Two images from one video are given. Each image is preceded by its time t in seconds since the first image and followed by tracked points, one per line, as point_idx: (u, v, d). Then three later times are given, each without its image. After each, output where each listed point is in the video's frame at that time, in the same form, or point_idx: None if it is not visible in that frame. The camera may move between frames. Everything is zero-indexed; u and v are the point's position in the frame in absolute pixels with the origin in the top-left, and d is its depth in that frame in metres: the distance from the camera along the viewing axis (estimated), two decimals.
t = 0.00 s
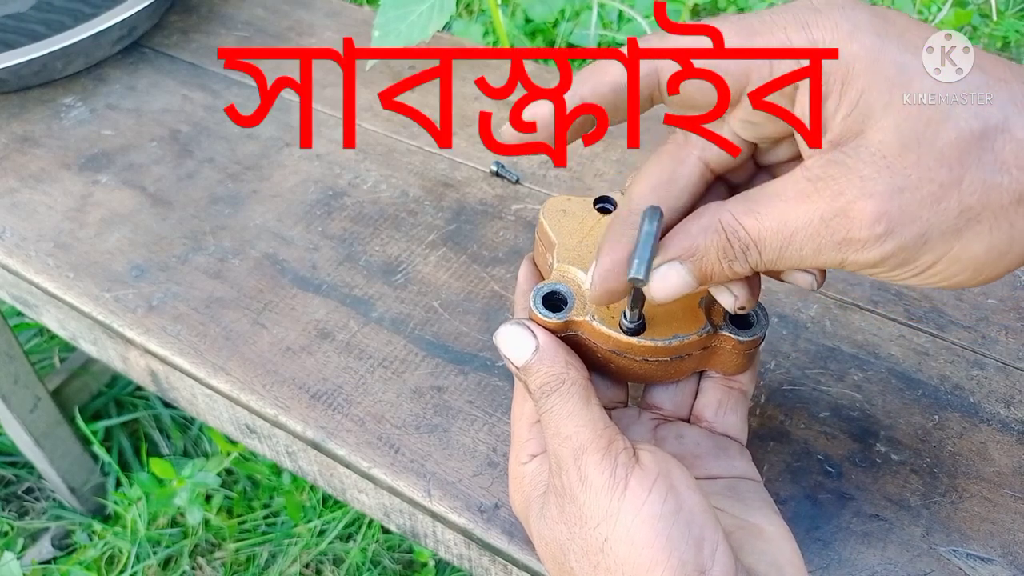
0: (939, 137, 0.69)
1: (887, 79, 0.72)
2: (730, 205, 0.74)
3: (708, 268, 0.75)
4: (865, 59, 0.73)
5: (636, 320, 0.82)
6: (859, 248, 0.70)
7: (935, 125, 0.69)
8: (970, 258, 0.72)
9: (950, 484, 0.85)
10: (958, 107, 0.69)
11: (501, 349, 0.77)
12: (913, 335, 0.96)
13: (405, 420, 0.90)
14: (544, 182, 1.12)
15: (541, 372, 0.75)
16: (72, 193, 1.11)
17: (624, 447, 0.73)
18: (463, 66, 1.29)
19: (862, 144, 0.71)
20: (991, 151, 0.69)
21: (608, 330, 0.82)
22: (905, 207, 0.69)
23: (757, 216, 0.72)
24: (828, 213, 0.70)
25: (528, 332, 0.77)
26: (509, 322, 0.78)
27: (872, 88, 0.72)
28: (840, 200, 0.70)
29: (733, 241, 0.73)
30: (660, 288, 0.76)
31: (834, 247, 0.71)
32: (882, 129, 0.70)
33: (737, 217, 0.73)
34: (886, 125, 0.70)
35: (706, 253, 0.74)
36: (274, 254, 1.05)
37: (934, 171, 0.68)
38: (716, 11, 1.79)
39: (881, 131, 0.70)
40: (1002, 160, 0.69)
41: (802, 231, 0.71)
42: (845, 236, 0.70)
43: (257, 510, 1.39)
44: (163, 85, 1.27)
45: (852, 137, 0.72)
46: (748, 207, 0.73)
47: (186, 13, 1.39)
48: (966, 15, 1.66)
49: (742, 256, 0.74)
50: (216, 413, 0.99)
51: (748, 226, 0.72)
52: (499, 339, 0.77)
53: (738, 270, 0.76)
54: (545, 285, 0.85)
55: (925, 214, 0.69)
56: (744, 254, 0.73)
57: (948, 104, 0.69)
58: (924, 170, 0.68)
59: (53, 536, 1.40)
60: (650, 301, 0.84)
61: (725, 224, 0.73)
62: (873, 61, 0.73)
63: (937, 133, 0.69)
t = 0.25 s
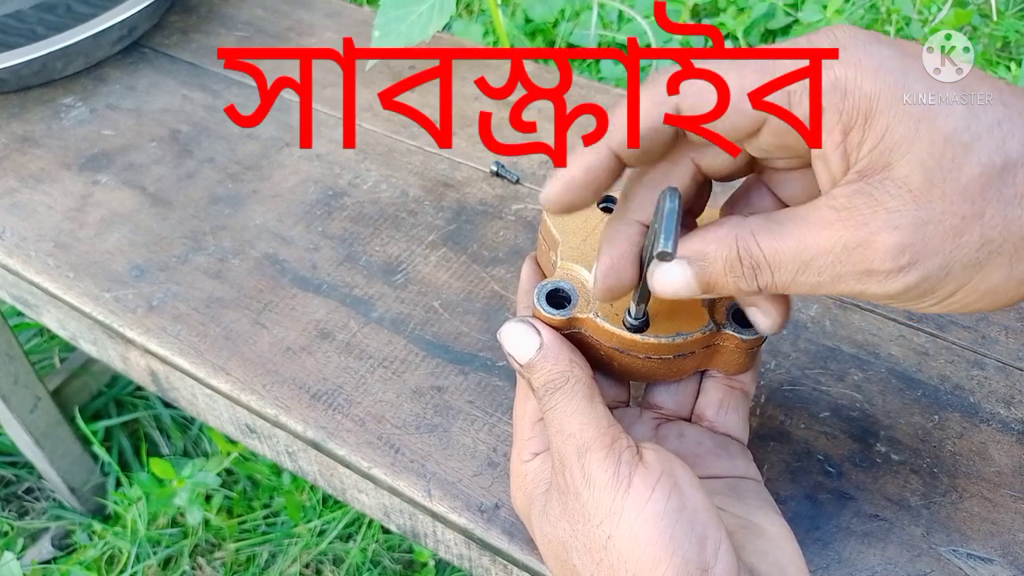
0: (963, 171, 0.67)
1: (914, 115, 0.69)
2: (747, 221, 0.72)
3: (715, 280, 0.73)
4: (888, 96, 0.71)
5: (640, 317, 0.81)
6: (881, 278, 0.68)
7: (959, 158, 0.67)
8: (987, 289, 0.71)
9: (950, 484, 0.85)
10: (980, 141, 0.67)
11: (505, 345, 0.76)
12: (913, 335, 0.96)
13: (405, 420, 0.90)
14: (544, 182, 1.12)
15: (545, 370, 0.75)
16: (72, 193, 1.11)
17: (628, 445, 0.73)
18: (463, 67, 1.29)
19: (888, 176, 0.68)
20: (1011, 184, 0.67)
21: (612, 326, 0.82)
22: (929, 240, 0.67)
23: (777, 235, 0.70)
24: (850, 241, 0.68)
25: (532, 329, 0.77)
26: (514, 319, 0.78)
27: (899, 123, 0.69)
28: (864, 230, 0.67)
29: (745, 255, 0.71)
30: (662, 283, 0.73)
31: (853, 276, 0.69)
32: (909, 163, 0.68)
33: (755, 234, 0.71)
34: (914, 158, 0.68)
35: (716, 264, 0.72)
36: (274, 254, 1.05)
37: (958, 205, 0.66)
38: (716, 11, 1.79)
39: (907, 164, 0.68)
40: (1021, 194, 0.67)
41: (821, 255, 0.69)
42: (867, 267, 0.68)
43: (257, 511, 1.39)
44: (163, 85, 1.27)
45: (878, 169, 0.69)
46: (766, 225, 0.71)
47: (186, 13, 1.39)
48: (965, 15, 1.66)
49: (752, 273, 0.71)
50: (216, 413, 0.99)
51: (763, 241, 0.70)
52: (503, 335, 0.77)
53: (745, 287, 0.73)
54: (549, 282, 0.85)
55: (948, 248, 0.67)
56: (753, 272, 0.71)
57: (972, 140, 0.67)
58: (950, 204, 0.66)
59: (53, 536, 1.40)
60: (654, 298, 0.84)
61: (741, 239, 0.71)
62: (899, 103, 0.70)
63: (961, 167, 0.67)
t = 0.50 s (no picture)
0: (952, 177, 0.68)
1: (907, 119, 0.70)
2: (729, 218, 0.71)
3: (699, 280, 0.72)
4: (889, 100, 0.71)
5: (636, 319, 0.81)
6: (857, 276, 0.70)
7: (949, 164, 0.68)
8: (960, 296, 0.74)
9: (950, 484, 0.85)
10: (976, 149, 0.68)
11: (500, 348, 0.76)
12: (913, 334, 0.96)
13: (405, 420, 0.90)
14: (544, 182, 1.12)
15: (541, 371, 0.75)
16: (72, 193, 1.11)
17: (625, 445, 0.73)
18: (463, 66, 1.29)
19: (872, 177, 0.70)
20: (1002, 196, 0.68)
21: (607, 328, 0.82)
22: (907, 242, 0.69)
23: (759, 233, 0.70)
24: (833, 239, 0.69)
25: (528, 331, 0.77)
26: (508, 322, 0.78)
27: (894, 126, 0.70)
28: (845, 228, 0.68)
29: (732, 254, 0.70)
30: (650, 292, 0.73)
31: (833, 273, 0.70)
32: (895, 167, 0.69)
33: (738, 233, 0.70)
34: (901, 161, 0.69)
35: (700, 264, 0.71)
36: (274, 254, 1.05)
37: (940, 211, 0.68)
38: (716, 11, 1.79)
39: (893, 167, 0.69)
40: (1010, 207, 0.69)
41: (802, 254, 0.70)
42: (846, 265, 0.70)
43: (258, 510, 1.39)
44: (163, 85, 1.27)
45: (864, 170, 0.70)
46: (749, 223, 0.71)
47: (186, 13, 1.39)
48: (966, 15, 1.66)
49: (737, 272, 0.71)
50: (216, 413, 0.99)
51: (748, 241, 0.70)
52: (499, 338, 0.77)
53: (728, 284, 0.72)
54: (543, 284, 0.85)
55: (926, 251, 0.69)
56: (739, 270, 0.71)
57: (968, 146, 0.68)
58: (932, 208, 0.68)
59: (53, 536, 1.40)
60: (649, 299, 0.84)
61: (725, 238, 0.70)
62: (898, 102, 0.71)
63: (950, 174, 0.68)
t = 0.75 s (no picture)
0: (960, 176, 0.67)
1: (911, 123, 0.67)
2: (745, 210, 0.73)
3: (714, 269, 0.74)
4: (889, 107, 0.67)
5: (638, 319, 0.82)
6: (872, 273, 0.71)
7: (956, 164, 0.67)
8: (977, 288, 0.73)
9: (951, 484, 0.85)
10: (980, 145, 0.67)
11: (503, 347, 0.77)
12: (913, 334, 0.96)
13: (405, 420, 0.90)
14: (544, 182, 1.12)
15: (544, 370, 0.75)
16: (72, 193, 1.11)
17: (627, 445, 0.73)
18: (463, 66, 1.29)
19: (884, 181, 0.69)
20: (1008, 187, 0.68)
21: (610, 328, 0.82)
22: (921, 239, 0.69)
23: (774, 228, 0.71)
24: (846, 235, 0.69)
25: (531, 330, 0.77)
26: (512, 320, 0.78)
27: (897, 133, 0.67)
28: (857, 225, 0.69)
29: (746, 246, 0.72)
30: (664, 281, 0.75)
31: (846, 268, 0.71)
32: (906, 171, 0.68)
33: (754, 225, 0.72)
34: (912, 164, 0.68)
35: (717, 252, 0.74)
36: (274, 254, 1.05)
37: (951, 209, 0.68)
38: (716, 11, 1.79)
39: (904, 172, 0.68)
40: (1017, 197, 0.68)
41: (816, 249, 0.71)
42: (859, 261, 0.70)
43: (258, 510, 1.39)
44: (163, 85, 1.27)
45: (875, 175, 0.69)
46: (764, 216, 0.72)
47: (186, 13, 1.39)
48: (966, 15, 1.66)
49: (752, 261, 0.73)
50: (216, 413, 0.99)
51: (762, 233, 0.72)
52: (501, 337, 0.77)
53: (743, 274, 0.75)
54: (547, 283, 0.85)
55: (939, 246, 0.70)
56: (754, 258, 0.73)
57: (972, 145, 0.67)
58: (944, 208, 0.68)
59: (53, 536, 1.40)
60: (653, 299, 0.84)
61: (741, 228, 0.72)
62: (898, 105, 0.67)
63: (958, 173, 0.67)
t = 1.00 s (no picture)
0: (938, 179, 0.68)
1: (894, 123, 0.70)
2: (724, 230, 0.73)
3: (699, 291, 0.74)
4: (875, 105, 0.71)
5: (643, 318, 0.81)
6: (852, 279, 0.70)
7: (935, 166, 0.68)
8: (955, 297, 0.72)
9: (951, 484, 0.85)
10: (961, 150, 0.69)
11: (506, 346, 0.77)
12: (913, 335, 0.96)
13: (405, 420, 0.90)
14: (544, 182, 1.12)
15: (546, 370, 0.75)
16: (72, 193, 1.11)
17: (629, 445, 0.73)
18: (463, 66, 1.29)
19: (861, 182, 0.70)
20: (989, 195, 0.69)
21: (614, 327, 0.82)
22: (899, 242, 0.69)
23: (754, 240, 0.71)
24: (825, 244, 0.69)
25: (534, 329, 0.77)
26: (514, 319, 0.78)
27: (880, 133, 0.71)
28: (836, 232, 0.69)
29: (728, 263, 0.72)
30: (650, 312, 0.75)
31: (828, 277, 0.70)
32: (883, 171, 0.69)
33: (733, 243, 0.72)
34: (888, 165, 0.69)
35: (700, 275, 0.73)
36: (274, 253, 1.05)
37: (929, 210, 0.68)
38: (716, 11, 1.79)
39: (881, 172, 0.69)
40: (998, 205, 0.69)
41: (797, 261, 0.70)
42: (840, 267, 0.69)
43: (257, 510, 1.39)
44: (163, 85, 1.27)
45: (853, 175, 0.71)
46: (742, 231, 0.72)
47: (186, 13, 1.39)
48: (966, 15, 1.66)
49: (736, 282, 0.73)
50: (216, 413, 0.99)
51: (742, 250, 0.71)
52: (503, 336, 0.77)
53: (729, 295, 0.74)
54: (550, 282, 0.85)
55: (917, 250, 0.69)
56: (738, 280, 0.73)
57: (953, 149, 0.69)
58: (922, 208, 0.68)
59: (53, 536, 1.40)
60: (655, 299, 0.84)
61: (721, 248, 0.72)
62: (885, 107, 0.71)
63: (937, 175, 0.68)
